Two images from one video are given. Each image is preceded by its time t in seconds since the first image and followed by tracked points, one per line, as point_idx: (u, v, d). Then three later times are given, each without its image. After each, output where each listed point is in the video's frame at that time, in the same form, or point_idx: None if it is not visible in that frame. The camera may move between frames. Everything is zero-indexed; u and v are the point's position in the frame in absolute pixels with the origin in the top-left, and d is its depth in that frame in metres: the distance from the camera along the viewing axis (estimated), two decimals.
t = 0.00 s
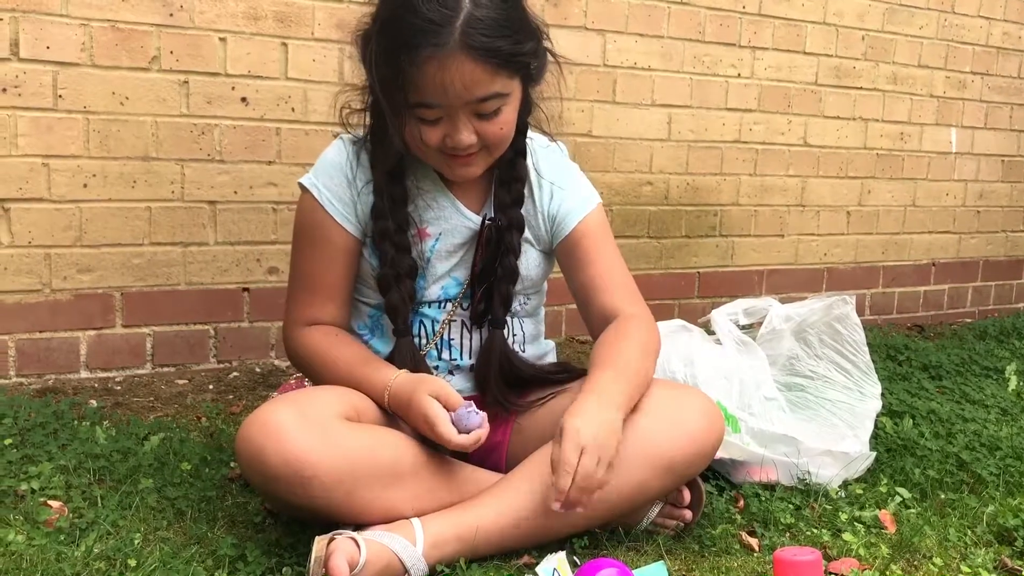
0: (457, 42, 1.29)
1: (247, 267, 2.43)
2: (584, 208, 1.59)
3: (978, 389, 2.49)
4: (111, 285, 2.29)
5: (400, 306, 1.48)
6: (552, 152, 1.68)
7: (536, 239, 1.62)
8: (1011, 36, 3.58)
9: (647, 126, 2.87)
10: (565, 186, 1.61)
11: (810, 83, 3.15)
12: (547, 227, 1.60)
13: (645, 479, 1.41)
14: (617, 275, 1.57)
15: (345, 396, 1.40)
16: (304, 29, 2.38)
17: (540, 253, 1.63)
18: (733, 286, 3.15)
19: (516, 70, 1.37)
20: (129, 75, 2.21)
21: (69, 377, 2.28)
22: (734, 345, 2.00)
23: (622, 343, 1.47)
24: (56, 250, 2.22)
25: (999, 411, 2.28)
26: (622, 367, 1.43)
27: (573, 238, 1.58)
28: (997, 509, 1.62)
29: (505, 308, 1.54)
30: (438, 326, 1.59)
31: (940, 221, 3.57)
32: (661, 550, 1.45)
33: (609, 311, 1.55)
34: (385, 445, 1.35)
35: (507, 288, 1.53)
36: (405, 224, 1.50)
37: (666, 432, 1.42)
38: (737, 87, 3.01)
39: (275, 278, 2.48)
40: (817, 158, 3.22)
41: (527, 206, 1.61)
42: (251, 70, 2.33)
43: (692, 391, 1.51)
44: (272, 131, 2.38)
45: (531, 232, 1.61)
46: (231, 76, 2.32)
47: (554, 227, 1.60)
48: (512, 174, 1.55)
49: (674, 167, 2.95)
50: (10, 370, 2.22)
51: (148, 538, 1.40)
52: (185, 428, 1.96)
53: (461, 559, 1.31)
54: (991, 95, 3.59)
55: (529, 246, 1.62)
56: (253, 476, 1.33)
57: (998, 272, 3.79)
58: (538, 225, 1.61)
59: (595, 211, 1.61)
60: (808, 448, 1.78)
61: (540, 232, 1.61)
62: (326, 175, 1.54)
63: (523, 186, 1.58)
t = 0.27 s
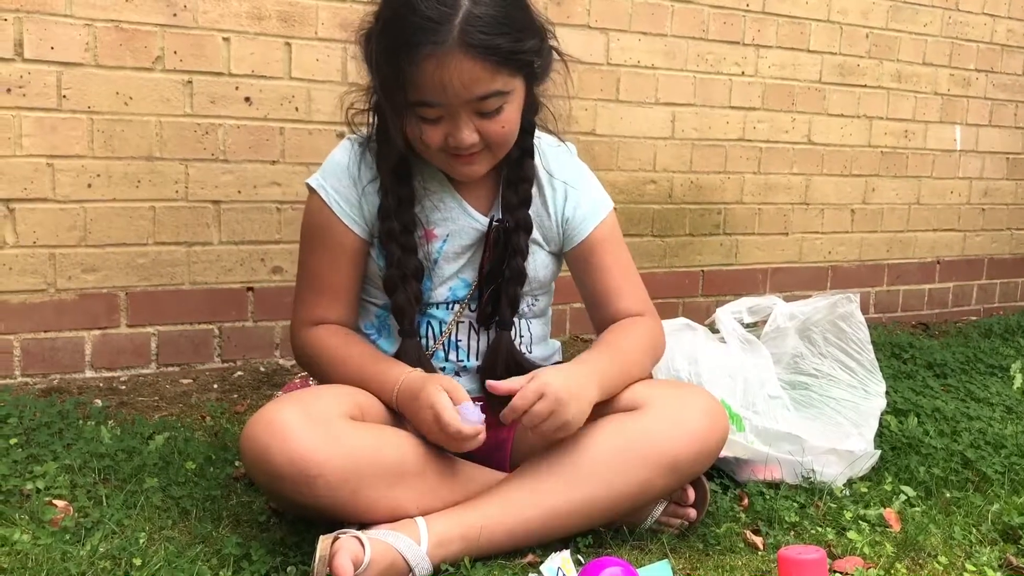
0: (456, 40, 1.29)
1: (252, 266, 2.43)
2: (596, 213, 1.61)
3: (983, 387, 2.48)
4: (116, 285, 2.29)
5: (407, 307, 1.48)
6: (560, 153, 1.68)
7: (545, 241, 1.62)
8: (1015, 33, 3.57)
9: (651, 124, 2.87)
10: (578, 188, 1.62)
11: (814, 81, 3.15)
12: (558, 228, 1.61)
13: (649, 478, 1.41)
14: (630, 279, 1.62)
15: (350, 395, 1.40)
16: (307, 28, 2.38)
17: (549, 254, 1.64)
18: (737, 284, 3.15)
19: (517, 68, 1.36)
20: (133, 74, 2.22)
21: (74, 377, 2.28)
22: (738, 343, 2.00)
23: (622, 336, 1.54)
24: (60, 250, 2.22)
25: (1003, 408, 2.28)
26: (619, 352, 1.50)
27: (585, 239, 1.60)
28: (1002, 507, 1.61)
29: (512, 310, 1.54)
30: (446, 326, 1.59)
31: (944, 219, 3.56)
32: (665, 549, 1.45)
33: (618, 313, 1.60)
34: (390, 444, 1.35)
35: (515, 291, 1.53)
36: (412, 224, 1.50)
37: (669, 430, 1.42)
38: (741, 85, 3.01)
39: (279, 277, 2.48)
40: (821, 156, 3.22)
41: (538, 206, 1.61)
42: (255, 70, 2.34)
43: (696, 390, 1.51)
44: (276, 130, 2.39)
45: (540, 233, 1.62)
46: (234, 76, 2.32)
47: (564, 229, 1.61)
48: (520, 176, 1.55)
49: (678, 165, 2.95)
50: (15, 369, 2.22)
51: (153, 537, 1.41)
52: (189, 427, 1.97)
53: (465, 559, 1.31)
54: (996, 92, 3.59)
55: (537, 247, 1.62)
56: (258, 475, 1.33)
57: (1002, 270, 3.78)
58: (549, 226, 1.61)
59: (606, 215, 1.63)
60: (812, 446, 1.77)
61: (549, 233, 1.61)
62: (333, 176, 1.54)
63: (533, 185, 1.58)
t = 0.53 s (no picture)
0: (465, 54, 1.28)
1: (255, 266, 2.43)
2: (603, 219, 1.61)
3: (987, 386, 2.48)
4: (120, 284, 2.29)
5: (412, 312, 1.49)
6: (569, 159, 1.68)
7: (551, 247, 1.63)
8: (1020, 30, 3.56)
9: (654, 123, 2.87)
10: (585, 195, 1.62)
11: (817, 80, 3.14)
12: (564, 234, 1.61)
13: (653, 477, 1.41)
14: (637, 281, 1.63)
15: (353, 394, 1.40)
16: (310, 28, 2.39)
17: (555, 259, 1.64)
18: (741, 283, 3.14)
19: (526, 82, 1.36)
20: (136, 74, 2.22)
21: (78, 377, 2.29)
22: (741, 341, 1.99)
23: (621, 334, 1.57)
24: (64, 249, 2.22)
25: (1008, 407, 2.27)
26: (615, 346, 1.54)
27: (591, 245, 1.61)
28: (1006, 506, 1.61)
29: (515, 319, 1.56)
30: (451, 329, 1.60)
31: (949, 217, 3.56)
32: (669, 548, 1.45)
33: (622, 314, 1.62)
34: (393, 443, 1.35)
35: (519, 298, 1.54)
36: (418, 230, 1.50)
37: (673, 430, 1.42)
38: (744, 83, 3.00)
39: (283, 276, 2.48)
40: (825, 154, 3.21)
41: (545, 213, 1.61)
42: (258, 69, 2.34)
43: (700, 389, 1.51)
44: (279, 130, 2.39)
45: (547, 239, 1.62)
46: (238, 76, 2.32)
47: (571, 235, 1.61)
48: (526, 183, 1.55)
49: (681, 164, 2.95)
50: (19, 369, 2.23)
51: (157, 536, 1.41)
52: (193, 426, 1.97)
53: (469, 557, 1.31)
54: (1000, 90, 3.58)
55: (544, 253, 1.63)
56: (262, 475, 1.33)
57: (1007, 268, 3.77)
58: (555, 233, 1.61)
59: (615, 222, 1.63)
60: (817, 445, 1.77)
61: (556, 239, 1.62)
62: (337, 183, 1.54)
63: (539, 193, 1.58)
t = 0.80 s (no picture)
0: (476, 73, 1.27)
1: (258, 264, 2.43)
2: (609, 225, 1.61)
3: (991, 383, 2.48)
4: (123, 283, 2.30)
5: (419, 317, 1.50)
6: (574, 161, 1.67)
7: (557, 251, 1.63)
8: None
9: (657, 121, 2.86)
10: (590, 201, 1.62)
11: (821, 77, 3.14)
12: (570, 240, 1.61)
13: (658, 475, 1.41)
14: (645, 281, 1.63)
15: (356, 393, 1.40)
16: (312, 26, 2.38)
17: (561, 263, 1.65)
18: (744, 281, 3.14)
19: (537, 99, 1.36)
20: (139, 73, 2.22)
21: (82, 375, 2.29)
22: (745, 339, 2.00)
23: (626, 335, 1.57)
24: (68, 248, 2.23)
25: (1012, 405, 2.27)
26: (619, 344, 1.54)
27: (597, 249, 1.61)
28: (1010, 503, 1.61)
29: (520, 326, 1.56)
30: (456, 332, 1.60)
31: (952, 214, 3.55)
32: (672, 546, 1.45)
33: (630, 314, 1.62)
34: (397, 442, 1.35)
35: (524, 306, 1.55)
36: (424, 235, 1.50)
37: (678, 428, 1.42)
38: (747, 81, 3.00)
39: (286, 275, 2.48)
40: (828, 151, 3.21)
41: (550, 219, 1.61)
42: (261, 68, 2.34)
43: (704, 387, 1.51)
44: (282, 128, 2.39)
45: (552, 243, 1.62)
46: (241, 74, 2.32)
47: (577, 239, 1.61)
48: (532, 191, 1.54)
49: (684, 162, 2.94)
50: (23, 367, 2.24)
51: (161, 534, 1.41)
52: (197, 425, 1.97)
53: (472, 555, 1.31)
54: (1004, 87, 3.57)
55: (549, 256, 1.63)
56: (266, 475, 1.34)
57: (1011, 265, 3.77)
58: (561, 238, 1.61)
59: (621, 225, 1.63)
60: (820, 443, 1.76)
61: (562, 244, 1.62)
62: (342, 187, 1.53)
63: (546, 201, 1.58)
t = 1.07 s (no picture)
0: (492, 104, 1.26)
1: (260, 262, 2.43)
2: (615, 228, 1.60)
3: (993, 381, 2.47)
4: (125, 282, 2.30)
5: (423, 324, 1.51)
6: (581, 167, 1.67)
7: (562, 256, 1.63)
8: None
9: (659, 119, 2.86)
10: (596, 204, 1.61)
11: (822, 74, 3.13)
12: (575, 246, 1.62)
13: (659, 474, 1.41)
14: (656, 280, 1.62)
15: (357, 392, 1.40)
16: (314, 24, 2.38)
17: (565, 267, 1.65)
18: (746, 279, 3.14)
19: (551, 126, 1.35)
20: (140, 71, 2.22)
21: (84, 373, 2.29)
22: (748, 337, 2.00)
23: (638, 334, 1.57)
24: (70, 247, 2.23)
25: (1015, 403, 2.26)
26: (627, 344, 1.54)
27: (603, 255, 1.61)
28: (1012, 501, 1.61)
29: (521, 336, 1.56)
30: (457, 335, 1.61)
31: (954, 212, 3.55)
32: (674, 543, 1.45)
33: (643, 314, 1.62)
34: (398, 441, 1.35)
35: (524, 317, 1.55)
36: (429, 241, 1.49)
37: (679, 427, 1.42)
38: (749, 79, 2.99)
39: (288, 273, 2.48)
40: (830, 149, 3.20)
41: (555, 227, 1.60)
42: (262, 66, 2.34)
43: (706, 386, 1.51)
44: (283, 127, 2.39)
45: (557, 248, 1.62)
46: (242, 72, 2.32)
47: (582, 243, 1.61)
48: (539, 202, 1.54)
49: (686, 160, 2.94)
50: (25, 366, 2.24)
51: (163, 532, 1.41)
52: (199, 423, 1.98)
53: (474, 554, 1.31)
54: (1006, 84, 3.56)
55: (553, 261, 1.63)
56: (267, 474, 1.34)
57: (1013, 263, 3.76)
58: (567, 243, 1.61)
59: (629, 226, 1.62)
60: (822, 441, 1.76)
61: (567, 249, 1.62)
62: (347, 186, 1.52)
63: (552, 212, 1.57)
